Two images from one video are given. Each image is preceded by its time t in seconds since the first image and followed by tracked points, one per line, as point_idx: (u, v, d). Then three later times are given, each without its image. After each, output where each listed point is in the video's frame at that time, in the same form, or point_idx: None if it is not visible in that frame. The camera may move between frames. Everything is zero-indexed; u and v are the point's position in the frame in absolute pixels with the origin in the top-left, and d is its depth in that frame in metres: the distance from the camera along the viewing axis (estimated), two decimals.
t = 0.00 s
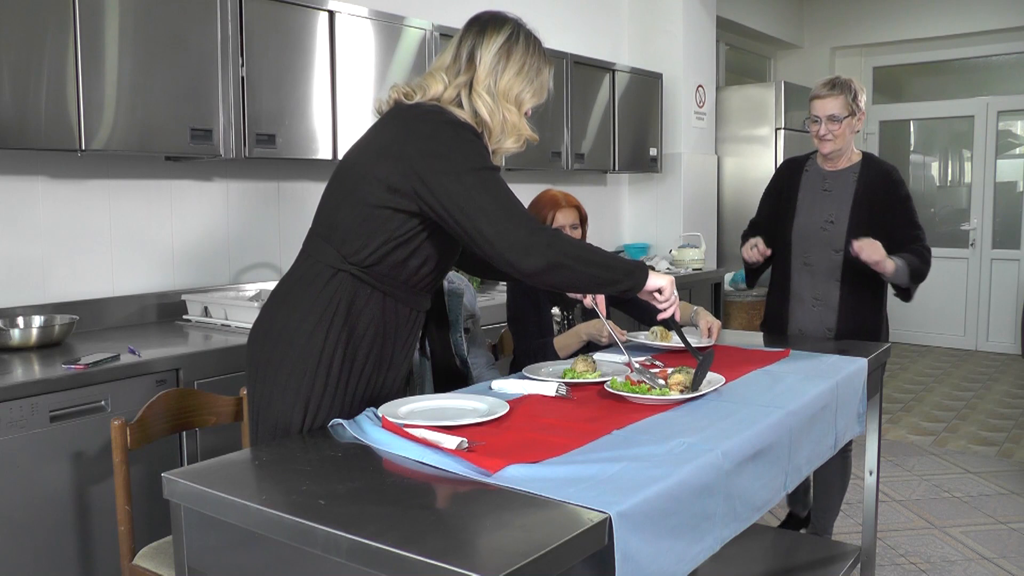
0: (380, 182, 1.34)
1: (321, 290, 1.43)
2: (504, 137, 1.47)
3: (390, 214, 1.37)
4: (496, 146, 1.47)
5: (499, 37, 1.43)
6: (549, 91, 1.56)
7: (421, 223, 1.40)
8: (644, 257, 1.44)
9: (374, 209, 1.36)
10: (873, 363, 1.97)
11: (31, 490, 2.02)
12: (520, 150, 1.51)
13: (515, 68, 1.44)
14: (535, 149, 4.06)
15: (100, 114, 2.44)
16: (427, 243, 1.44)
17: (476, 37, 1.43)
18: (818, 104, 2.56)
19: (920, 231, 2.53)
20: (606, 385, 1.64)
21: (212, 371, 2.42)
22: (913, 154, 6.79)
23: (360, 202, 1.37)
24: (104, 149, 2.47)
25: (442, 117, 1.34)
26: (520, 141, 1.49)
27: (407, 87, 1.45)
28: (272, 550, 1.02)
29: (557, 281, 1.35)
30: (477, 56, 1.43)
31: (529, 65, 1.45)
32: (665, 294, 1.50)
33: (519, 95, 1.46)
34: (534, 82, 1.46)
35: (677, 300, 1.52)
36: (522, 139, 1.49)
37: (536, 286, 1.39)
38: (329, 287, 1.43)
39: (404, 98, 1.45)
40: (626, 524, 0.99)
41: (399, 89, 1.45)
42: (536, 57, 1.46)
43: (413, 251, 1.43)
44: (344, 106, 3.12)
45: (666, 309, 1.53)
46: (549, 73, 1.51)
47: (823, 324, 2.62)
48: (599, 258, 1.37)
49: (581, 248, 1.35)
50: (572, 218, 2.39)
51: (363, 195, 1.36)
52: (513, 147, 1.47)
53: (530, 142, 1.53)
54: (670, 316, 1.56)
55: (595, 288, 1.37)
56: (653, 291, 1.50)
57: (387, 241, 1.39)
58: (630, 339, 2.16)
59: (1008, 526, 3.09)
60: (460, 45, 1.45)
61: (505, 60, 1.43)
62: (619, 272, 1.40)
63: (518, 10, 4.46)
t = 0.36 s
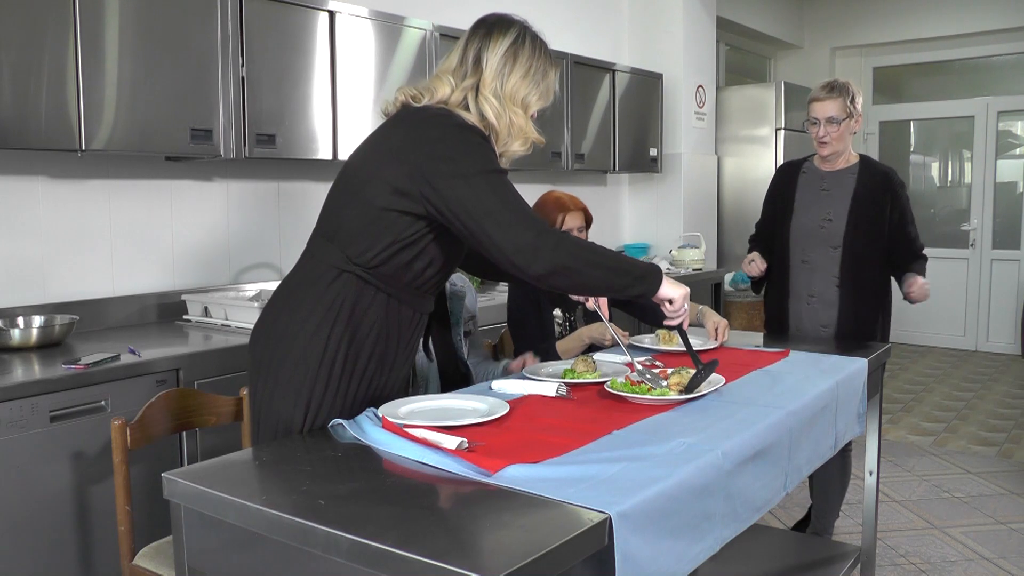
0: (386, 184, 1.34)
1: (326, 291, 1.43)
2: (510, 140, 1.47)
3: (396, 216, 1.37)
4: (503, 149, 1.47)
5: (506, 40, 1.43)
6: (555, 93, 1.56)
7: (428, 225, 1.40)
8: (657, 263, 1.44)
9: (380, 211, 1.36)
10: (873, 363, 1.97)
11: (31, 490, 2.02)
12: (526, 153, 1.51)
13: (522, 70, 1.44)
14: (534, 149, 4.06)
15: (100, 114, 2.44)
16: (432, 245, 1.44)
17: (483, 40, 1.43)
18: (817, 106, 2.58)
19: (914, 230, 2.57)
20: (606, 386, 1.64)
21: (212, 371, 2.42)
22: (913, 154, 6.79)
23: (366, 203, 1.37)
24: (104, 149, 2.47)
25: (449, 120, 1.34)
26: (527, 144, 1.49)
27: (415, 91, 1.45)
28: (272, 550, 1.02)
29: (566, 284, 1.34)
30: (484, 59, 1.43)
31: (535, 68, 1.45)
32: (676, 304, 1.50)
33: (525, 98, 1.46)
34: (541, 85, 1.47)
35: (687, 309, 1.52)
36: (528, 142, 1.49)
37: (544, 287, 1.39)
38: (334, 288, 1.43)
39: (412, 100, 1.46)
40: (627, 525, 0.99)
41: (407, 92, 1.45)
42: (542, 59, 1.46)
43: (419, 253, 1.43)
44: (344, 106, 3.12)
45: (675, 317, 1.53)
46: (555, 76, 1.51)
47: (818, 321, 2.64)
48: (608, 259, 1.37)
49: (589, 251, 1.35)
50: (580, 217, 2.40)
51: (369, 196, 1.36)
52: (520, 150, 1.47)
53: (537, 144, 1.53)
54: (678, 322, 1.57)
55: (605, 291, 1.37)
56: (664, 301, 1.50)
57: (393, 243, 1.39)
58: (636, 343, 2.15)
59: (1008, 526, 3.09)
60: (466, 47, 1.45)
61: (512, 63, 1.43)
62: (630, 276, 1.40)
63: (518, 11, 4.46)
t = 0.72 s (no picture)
0: (391, 185, 1.34)
1: (330, 291, 1.43)
2: (514, 141, 1.46)
3: (400, 216, 1.37)
4: (507, 151, 1.47)
5: (509, 41, 1.43)
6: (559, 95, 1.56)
7: (432, 226, 1.40)
8: (667, 268, 1.44)
9: (384, 211, 1.36)
10: (873, 364, 1.97)
11: (31, 490, 2.02)
12: (530, 155, 1.51)
13: (525, 72, 1.44)
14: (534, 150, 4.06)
15: (100, 114, 2.44)
16: (437, 246, 1.44)
17: (486, 41, 1.43)
18: (817, 110, 2.63)
19: (913, 231, 2.59)
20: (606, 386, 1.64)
21: (212, 371, 2.42)
22: (913, 154, 6.79)
23: (370, 204, 1.37)
24: (104, 149, 2.47)
25: (454, 121, 1.35)
26: (531, 146, 1.48)
27: (419, 92, 1.45)
28: (272, 550, 1.02)
29: (573, 284, 1.34)
30: (487, 61, 1.43)
31: (539, 69, 1.45)
32: (683, 306, 1.50)
33: (529, 100, 1.46)
34: (544, 86, 1.46)
35: (693, 312, 1.53)
36: (533, 144, 1.49)
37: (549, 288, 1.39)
38: (338, 288, 1.42)
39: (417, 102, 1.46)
40: (627, 525, 0.99)
41: (411, 94, 1.46)
42: (546, 60, 1.46)
43: (423, 253, 1.43)
44: (344, 106, 3.12)
45: (681, 318, 1.54)
46: (559, 77, 1.51)
47: (817, 318, 2.67)
48: (615, 260, 1.37)
49: (595, 251, 1.35)
50: (587, 217, 2.41)
51: (373, 197, 1.36)
52: (524, 152, 1.47)
53: (541, 146, 1.53)
54: (683, 323, 1.57)
55: (613, 293, 1.37)
56: (672, 302, 1.51)
57: (396, 244, 1.39)
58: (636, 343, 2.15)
59: (1009, 526, 3.09)
60: (470, 49, 1.45)
61: (515, 65, 1.43)
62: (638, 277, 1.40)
63: (518, 10, 4.46)
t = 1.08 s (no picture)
0: (391, 185, 1.35)
1: (330, 292, 1.43)
2: (513, 140, 1.47)
3: (400, 217, 1.37)
4: (506, 150, 1.47)
5: (508, 41, 1.43)
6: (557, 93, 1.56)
7: (432, 226, 1.40)
8: (666, 270, 1.44)
9: (385, 212, 1.36)
10: (873, 364, 1.97)
11: (31, 490, 2.02)
12: (528, 154, 1.51)
13: (524, 71, 1.44)
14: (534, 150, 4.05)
15: (100, 114, 2.44)
16: (437, 246, 1.44)
17: (485, 41, 1.43)
18: (817, 112, 2.65)
19: (911, 231, 2.58)
20: (606, 386, 1.65)
21: (212, 371, 2.42)
22: (913, 155, 6.79)
23: (370, 204, 1.37)
24: (104, 148, 2.47)
25: (455, 121, 1.34)
26: (529, 145, 1.49)
27: (418, 92, 1.45)
28: (272, 550, 1.02)
29: (572, 286, 1.34)
30: (486, 60, 1.43)
31: (538, 68, 1.45)
32: (678, 313, 1.51)
33: (528, 99, 1.46)
34: (543, 86, 1.46)
35: (689, 318, 1.53)
36: (531, 143, 1.49)
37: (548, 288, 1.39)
38: (337, 288, 1.42)
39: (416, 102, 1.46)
40: (627, 526, 0.99)
41: (410, 94, 1.46)
42: (545, 60, 1.46)
43: (422, 254, 1.43)
44: (345, 105, 3.12)
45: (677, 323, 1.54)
46: (557, 75, 1.51)
47: (830, 315, 2.69)
48: (613, 261, 1.36)
49: (594, 252, 1.35)
50: (591, 219, 2.43)
51: (373, 196, 1.36)
52: (522, 151, 1.47)
53: (540, 145, 1.53)
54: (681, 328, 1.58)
55: (612, 296, 1.37)
56: (669, 309, 1.51)
57: (396, 244, 1.39)
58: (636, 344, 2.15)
59: (1009, 527, 3.09)
60: (468, 48, 1.45)
61: (514, 64, 1.43)
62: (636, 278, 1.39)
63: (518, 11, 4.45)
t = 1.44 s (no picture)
0: (389, 186, 1.35)
1: (328, 292, 1.43)
2: (512, 141, 1.47)
3: (398, 217, 1.37)
4: (505, 150, 1.47)
5: (507, 41, 1.43)
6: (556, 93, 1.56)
7: (430, 227, 1.40)
8: (663, 270, 1.44)
9: (383, 212, 1.36)
10: (874, 364, 1.97)
11: (31, 490, 2.02)
12: (527, 154, 1.51)
13: (523, 71, 1.44)
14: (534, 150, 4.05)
15: (100, 114, 2.44)
16: (434, 247, 1.44)
17: (484, 41, 1.43)
18: (824, 107, 2.64)
19: (920, 228, 2.61)
20: (606, 386, 1.65)
21: (212, 371, 2.42)
22: (913, 155, 6.79)
23: (368, 204, 1.37)
24: (104, 149, 2.47)
25: (452, 121, 1.34)
26: (528, 145, 1.49)
27: (417, 92, 1.45)
28: (272, 550, 1.02)
29: (569, 287, 1.34)
30: (485, 60, 1.43)
31: (537, 69, 1.45)
32: (675, 312, 1.50)
33: (527, 99, 1.46)
34: (542, 86, 1.47)
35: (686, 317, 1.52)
36: (530, 143, 1.49)
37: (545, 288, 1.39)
38: (336, 289, 1.42)
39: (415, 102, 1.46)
40: (627, 526, 0.99)
41: (409, 94, 1.45)
42: (544, 61, 1.46)
43: (420, 254, 1.43)
44: (345, 105, 3.12)
45: (674, 321, 1.54)
46: (557, 76, 1.51)
47: (840, 316, 2.69)
48: (611, 262, 1.36)
49: (591, 253, 1.35)
50: (599, 222, 2.45)
51: (372, 196, 1.36)
52: (521, 151, 1.47)
53: (538, 145, 1.53)
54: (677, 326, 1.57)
55: (609, 297, 1.37)
56: (665, 307, 1.50)
57: (395, 244, 1.39)
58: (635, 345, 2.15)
59: (1009, 527, 3.09)
60: (468, 48, 1.45)
61: (513, 64, 1.43)
62: (634, 279, 1.39)
63: (518, 11, 4.45)
